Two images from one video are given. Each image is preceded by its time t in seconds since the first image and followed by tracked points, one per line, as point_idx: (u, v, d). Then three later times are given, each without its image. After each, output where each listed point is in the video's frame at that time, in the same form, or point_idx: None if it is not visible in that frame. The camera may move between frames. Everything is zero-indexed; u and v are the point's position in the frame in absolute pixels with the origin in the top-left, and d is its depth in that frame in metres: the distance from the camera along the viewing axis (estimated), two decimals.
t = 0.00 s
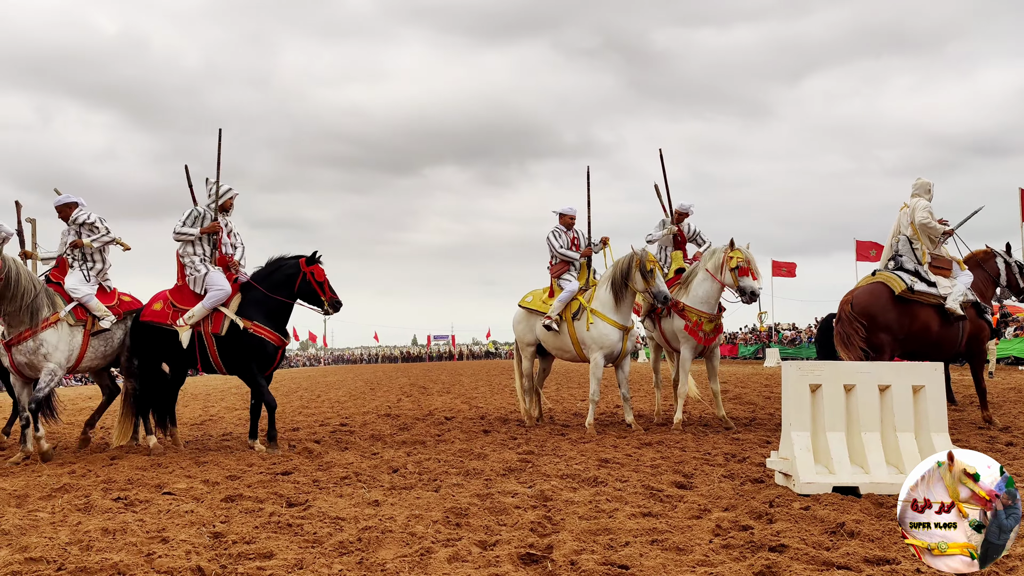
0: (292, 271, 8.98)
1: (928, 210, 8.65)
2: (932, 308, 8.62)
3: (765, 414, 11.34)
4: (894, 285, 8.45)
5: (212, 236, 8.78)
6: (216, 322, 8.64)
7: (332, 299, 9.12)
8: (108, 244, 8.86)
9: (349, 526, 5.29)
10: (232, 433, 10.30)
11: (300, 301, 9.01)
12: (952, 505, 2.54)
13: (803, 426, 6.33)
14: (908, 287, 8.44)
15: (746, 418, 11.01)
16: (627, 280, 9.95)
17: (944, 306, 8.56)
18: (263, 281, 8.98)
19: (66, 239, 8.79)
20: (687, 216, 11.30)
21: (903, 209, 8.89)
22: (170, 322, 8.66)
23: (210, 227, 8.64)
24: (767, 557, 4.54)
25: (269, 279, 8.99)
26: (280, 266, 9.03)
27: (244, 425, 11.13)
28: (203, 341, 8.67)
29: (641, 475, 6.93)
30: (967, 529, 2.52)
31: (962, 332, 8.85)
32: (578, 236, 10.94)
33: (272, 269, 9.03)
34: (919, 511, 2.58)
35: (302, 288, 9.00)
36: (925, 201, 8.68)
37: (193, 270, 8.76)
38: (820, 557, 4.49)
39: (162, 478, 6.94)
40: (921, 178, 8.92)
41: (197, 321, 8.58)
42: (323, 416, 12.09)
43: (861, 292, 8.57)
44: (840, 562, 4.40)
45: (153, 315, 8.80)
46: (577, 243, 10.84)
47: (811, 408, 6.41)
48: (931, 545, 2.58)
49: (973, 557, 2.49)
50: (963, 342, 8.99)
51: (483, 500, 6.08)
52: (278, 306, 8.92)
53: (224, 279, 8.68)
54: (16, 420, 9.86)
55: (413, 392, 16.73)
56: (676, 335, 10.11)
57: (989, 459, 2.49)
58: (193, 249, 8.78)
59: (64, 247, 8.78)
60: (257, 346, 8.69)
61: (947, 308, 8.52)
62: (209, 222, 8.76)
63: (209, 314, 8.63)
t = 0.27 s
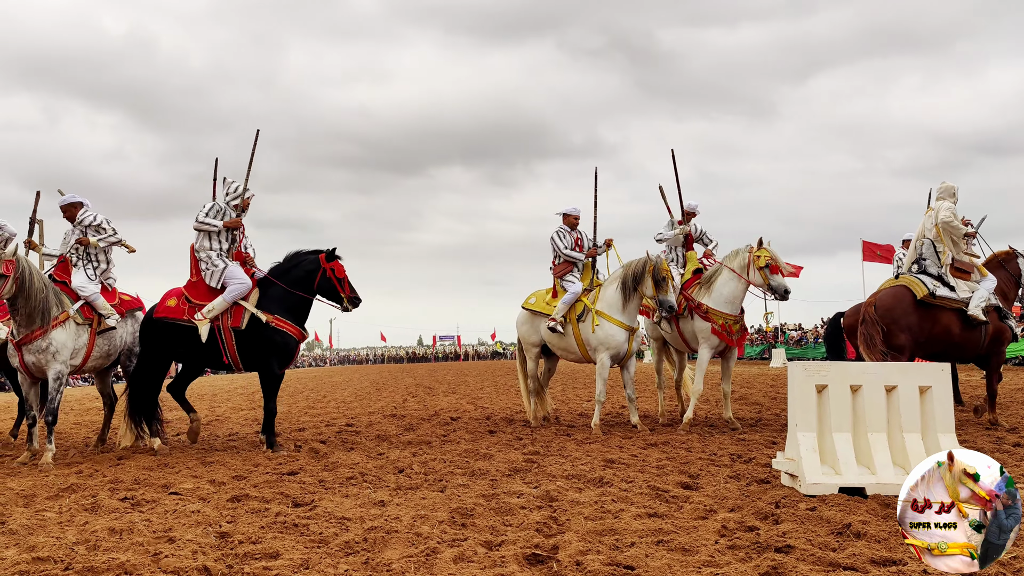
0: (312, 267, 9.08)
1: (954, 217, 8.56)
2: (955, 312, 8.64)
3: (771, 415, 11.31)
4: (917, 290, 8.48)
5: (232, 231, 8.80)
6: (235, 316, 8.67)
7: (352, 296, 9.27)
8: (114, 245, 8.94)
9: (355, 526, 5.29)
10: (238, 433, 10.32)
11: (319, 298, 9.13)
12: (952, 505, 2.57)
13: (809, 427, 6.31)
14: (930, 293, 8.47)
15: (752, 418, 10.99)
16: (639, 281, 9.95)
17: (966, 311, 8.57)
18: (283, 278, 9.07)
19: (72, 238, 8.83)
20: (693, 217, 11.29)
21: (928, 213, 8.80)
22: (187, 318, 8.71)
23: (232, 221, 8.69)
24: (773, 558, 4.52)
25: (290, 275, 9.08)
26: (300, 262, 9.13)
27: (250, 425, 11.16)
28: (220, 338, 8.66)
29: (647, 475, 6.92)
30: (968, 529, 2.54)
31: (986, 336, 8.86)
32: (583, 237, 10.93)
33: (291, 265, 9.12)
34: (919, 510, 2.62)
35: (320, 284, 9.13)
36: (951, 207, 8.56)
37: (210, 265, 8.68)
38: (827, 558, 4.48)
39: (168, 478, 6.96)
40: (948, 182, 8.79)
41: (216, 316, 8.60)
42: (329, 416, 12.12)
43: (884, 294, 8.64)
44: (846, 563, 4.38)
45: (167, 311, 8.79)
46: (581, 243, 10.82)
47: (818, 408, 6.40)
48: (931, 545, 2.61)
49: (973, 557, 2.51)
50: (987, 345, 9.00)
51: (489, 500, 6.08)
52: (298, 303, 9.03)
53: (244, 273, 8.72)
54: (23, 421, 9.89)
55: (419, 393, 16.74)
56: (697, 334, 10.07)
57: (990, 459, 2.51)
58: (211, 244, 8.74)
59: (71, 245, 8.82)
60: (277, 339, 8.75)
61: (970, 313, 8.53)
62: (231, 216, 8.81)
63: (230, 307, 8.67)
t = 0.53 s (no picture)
0: (336, 270, 9.13)
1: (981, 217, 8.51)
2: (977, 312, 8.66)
3: (776, 416, 11.29)
4: (940, 289, 8.54)
5: (257, 230, 8.93)
6: (259, 311, 8.67)
7: (375, 297, 9.31)
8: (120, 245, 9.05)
9: (360, 526, 5.30)
10: (245, 433, 10.35)
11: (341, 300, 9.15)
12: (952, 505, 2.73)
13: (815, 427, 6.28)
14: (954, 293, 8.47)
15: (757, 419, 10.97)
16: (643, 285, 9.94)
17: (989, 311, 8.53)
18: (306, 279, 9.11)
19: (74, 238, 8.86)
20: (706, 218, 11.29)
21: (954, 213, 8.74)
22: (209, 311, 8.66)
23: (259, 220, 8.84)
24: (779, 559, 4.51)
25: (313, 277, 9.11)
26: (323, 266, 9.17)
27: (256, 425, 11.20)
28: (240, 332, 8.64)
29: (653, 476, 6.91)
30: (967, 528, 2.71)
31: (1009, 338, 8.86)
32: (587, 239, 10.91)
33: (315, 266, 9.19)
34: (923, 511, 2.77)
35: (344, 286, 9.16)
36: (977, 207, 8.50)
37: (235, 261, 8.75)
38: (833, 559, 4.47)
39: (175, 477, 6.99)
40: (976, 182, 8.73)
41: (239, 310, 8.61)
42: (334, 416, 12.14)
43: (909, 294, 8.75)
44: (851, 564, 4.37)
45: (188, 303, 8.74)
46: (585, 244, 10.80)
47: (824, 409, 6.38)
48: (931, 545, 2.76)
49: (973, 557, 2.66)
50: (1010, 348, 8.98)
51: (494, 500, 6.08)
52: (320, 305, 9.03)
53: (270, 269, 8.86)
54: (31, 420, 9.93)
55: (424, 393, 16.76)
56: (720, 335, 10.00)
57: (989, 459, 2.63)
58: (236, 241, 8.83)
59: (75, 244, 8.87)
60: (296, 340, 8.69)
61: (992, 314, 8.50)
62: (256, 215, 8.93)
63: (253, 302, 8.69)
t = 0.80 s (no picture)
0: (354, 273, 9.30)
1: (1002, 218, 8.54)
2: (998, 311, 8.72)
3: (780, 417, 11.26)
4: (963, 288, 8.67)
5: (274, 230, 8.95)
6: (278, 311, 8.71)
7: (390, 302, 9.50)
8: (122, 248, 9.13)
9: (364, 528, 5.30)
10: (247, 434, 10.36)
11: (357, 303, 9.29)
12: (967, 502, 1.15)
13: (818, 429, 6.28)
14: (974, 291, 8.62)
15: (761, 420, 10.94)
16: (640, 284, 10.05)
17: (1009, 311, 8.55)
18: (323, 281, 9.19)
19: (76, 241, 8.89)
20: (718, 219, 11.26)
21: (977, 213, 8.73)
22: (226, 311, 8.61)
23: (277, 221, 8.89)
24: (781, 561, 4.50)
25: (331, 279, 9.21)
26: (340, 269, 9.31)
27: (259, 426, 11.21)
28: (259, 331, 8.66)
29: (655, 477, 6.89)
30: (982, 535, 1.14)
31: None
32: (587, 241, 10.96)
33: (332, 269, 9.30)
34: (919, 512, 1.22)
35: (362, 290, 9.35)
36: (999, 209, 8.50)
37: (252, 261, 8.75)
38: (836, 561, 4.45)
39: (178, 478, 7.00)
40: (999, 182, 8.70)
41: (258, 309, 8.64)
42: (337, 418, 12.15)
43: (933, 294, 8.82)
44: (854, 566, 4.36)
45: (204, 303, 8.65)
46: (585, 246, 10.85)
47: (827, 410, 6.36)
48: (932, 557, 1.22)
49: None
50: None
51: (497, 501, 6.08)
52: (338, 307, 9.12)
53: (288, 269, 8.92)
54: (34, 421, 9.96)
55: (428, 394, 16.77)
56: (741, 333, 9.90)
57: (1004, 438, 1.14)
58: (253, 241, 8.84)
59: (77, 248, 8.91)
60: (312, 341, 8.74)
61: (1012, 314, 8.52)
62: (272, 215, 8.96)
63: (272, 303, 8.73)
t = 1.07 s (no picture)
0: (370, 280, 9.56)
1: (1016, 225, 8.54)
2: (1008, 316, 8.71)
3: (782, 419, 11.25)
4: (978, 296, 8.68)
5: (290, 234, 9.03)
6: (300, 317, 8.69)
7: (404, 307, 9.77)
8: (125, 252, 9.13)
9: (366, 529, 5.30)
10: (250, 434, 10.37)
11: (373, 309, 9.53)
12: (954, 507, 0.99)
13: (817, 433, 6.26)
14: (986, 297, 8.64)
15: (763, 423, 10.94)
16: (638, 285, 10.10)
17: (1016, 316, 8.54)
18: (340, 287, 9.35)
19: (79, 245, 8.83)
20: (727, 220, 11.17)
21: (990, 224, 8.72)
22: (247, 315, 8.51)
23: (294, 225, 9.00)
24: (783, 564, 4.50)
25: (348, 284, 9.38)
26: (357, 275, 9.54)
27: (263, 427, 11.24)
28: (279, 339, 8.60)
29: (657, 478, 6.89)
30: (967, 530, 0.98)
31: None
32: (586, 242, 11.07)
33: (348, 276, 9.47)
34: (915, 512, 1.00)
35: (377, 298, 9.59)
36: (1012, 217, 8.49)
37: (274, 265, 8.73)
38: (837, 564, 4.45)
39: (180, 479, 7.00)
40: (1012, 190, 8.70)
41: (281, 315, 8.60)
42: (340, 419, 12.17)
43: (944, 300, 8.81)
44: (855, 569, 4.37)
45: (224, 305, 8.52)
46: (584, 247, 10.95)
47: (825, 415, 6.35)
48: (930, 544, 0.99)
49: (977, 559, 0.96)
50: None
51: (500, 502, 6.08)
52: (357, 313, 9.24)
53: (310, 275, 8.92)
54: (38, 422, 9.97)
55: (432, 395, 16.80)
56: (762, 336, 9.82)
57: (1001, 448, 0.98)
58: (272, 245, 8.86)
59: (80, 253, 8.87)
60: (333, 343, 8.76)
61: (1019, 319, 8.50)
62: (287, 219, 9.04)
63: (294, 309, 8.71)
